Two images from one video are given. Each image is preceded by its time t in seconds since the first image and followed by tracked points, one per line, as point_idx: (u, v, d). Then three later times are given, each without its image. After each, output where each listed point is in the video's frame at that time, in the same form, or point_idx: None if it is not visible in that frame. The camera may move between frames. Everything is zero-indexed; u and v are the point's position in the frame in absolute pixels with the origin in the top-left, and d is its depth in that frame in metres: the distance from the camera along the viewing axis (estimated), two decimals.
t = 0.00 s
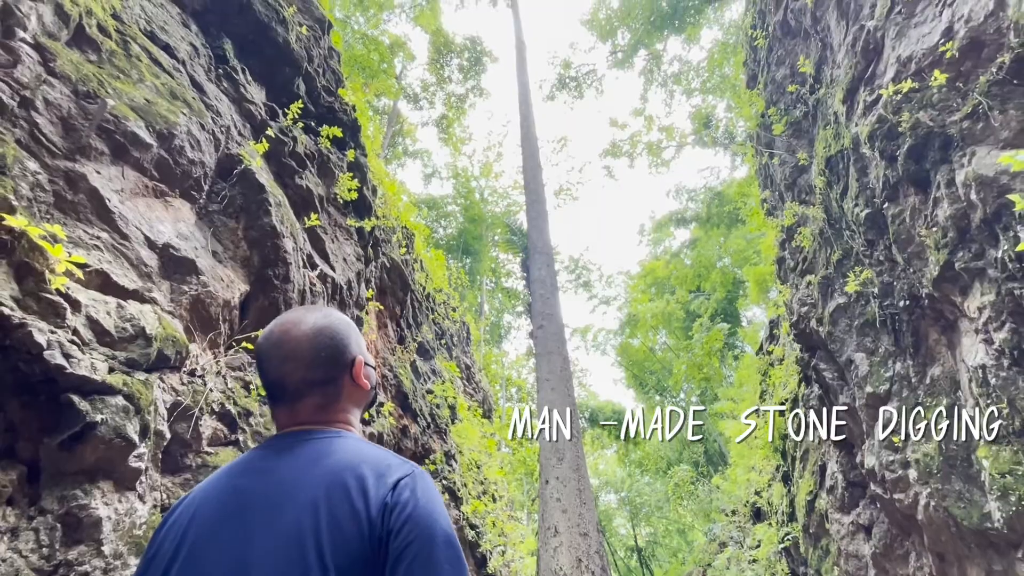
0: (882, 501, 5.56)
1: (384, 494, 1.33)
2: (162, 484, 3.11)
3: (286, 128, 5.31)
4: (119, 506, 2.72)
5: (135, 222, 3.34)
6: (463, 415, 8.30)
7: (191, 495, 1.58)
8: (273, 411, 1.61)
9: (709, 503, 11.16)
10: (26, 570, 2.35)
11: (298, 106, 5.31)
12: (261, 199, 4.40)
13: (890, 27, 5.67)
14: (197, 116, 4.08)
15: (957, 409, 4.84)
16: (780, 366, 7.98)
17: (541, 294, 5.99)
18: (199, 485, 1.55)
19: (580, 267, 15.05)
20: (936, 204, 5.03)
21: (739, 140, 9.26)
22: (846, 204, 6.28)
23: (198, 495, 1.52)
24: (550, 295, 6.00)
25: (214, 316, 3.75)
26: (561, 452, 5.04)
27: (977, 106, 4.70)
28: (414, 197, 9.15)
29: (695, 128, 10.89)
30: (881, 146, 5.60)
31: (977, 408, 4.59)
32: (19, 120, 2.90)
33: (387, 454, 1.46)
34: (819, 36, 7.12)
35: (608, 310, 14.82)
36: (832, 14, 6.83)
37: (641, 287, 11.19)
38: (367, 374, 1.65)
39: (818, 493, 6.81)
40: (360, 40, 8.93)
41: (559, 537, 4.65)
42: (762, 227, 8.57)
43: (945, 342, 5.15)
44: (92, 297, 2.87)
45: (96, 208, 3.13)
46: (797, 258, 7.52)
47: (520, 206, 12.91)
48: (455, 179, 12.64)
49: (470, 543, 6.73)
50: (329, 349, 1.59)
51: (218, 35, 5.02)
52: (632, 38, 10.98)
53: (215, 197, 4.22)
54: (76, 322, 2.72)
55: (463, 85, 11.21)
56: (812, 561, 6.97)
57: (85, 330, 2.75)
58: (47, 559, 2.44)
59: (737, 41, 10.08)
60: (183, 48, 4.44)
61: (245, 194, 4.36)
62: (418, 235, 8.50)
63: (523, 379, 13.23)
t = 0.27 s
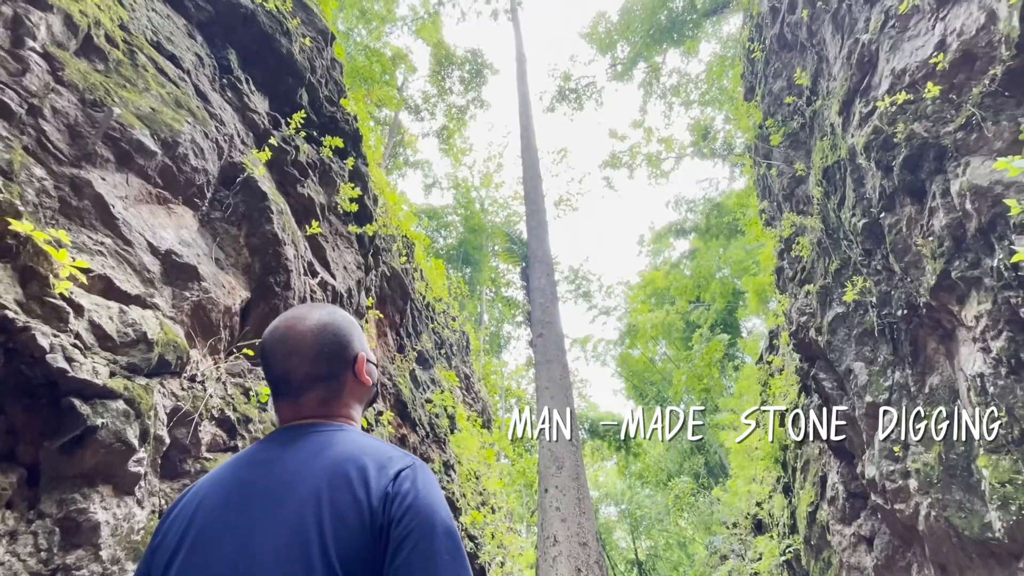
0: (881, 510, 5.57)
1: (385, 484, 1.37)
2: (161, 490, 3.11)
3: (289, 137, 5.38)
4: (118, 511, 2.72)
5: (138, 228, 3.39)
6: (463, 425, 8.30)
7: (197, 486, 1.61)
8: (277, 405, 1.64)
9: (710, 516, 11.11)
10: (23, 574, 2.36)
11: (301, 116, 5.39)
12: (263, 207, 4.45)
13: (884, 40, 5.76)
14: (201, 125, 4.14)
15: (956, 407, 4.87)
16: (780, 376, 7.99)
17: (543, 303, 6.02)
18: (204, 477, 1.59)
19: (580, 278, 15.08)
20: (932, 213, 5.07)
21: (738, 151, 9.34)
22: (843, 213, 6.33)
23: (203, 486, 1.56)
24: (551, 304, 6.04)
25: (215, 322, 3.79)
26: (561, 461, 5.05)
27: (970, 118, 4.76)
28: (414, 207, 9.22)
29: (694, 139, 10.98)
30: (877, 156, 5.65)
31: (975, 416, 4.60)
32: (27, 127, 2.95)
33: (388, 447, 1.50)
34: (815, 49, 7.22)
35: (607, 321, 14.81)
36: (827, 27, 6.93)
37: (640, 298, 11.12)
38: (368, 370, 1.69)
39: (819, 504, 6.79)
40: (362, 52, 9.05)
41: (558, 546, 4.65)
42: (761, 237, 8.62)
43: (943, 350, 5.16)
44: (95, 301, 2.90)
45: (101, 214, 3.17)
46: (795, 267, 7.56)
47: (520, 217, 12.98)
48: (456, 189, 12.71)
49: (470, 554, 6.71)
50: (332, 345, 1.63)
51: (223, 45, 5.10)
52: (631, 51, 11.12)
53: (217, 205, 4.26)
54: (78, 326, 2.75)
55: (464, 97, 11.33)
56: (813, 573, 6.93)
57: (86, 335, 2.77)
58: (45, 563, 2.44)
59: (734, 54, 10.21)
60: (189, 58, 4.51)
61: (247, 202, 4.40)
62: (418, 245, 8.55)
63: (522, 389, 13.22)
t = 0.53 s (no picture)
0: (883, 521, 5.54)
1: (384, 482, 1.39)
2: (159, 497, 3.12)
3: (291, 147, 5.44)
4: (116, 518, 2.73)
5: (140, 235, 3.42)
6: (463, 434, 8.29)
7: (197, 486, 1.63)
8: (278, 406, 1.67)
9: (711, 527, 11.03)
10: None
11: (304, 126, 5.46)
12: (264, 215, 4.47)
13: (879, 51, 5.83)
14: (204, 133, 4.19)
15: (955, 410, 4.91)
16: (780, 386, 7.99)
17: (544, 311, 6.04)
18: (205, 476, 1.61)
19: (580, 288, 15.11)
20: (929, 223, 5.10)
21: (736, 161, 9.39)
22: (841, 222, 6.36)
23: (203, 485, 1.58)
24: (551, 313, 6.04)
25: (216, 328, 3.81)
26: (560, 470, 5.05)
27: (966, 128, 4.78)
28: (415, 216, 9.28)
29: (693, 150, 11.04)
30: (874, 165, 5.69)
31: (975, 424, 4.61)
32: (33, 135, 2.99)
33: (387, 447, 1.52)
34: (812, 61, 7.28)
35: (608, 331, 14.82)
36: (824, 39, 6.99)
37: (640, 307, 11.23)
38: (368, 372, 1.72)
39: (821, 515, 6.75)
40: (364, 63, 9.15)
41: (557, 555, 4.65)
42: (760, 246, 8.64)
43: (942, 359, 5.16)
44: (97, 307, 2.93)
45: (104, 221, 3.21)
46: (795, 276, 7.59)
47: (520, 226, 13.02)
48: (456, 199, 12.77)
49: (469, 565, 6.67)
50: (334, 346, 1.66)
51: (226, 55, 5.16)
52: (631, 63, 11.20)
53: (219, 213, 4.30)
54: (80, 332, 2.77)
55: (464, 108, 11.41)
56: None
57: (88, 340, 2.79)
58: (42, 570, 2.45)
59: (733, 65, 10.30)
60: (193, 68, 4.57)
61: (249, 209, 4.44)
62: (418, 254, 8.58)
63: (522, 399, 13.20)
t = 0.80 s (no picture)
0: (884, 529, 5.61)
1: (386, 482, 1.44)
2: (158, 503, 3.13)
3: (292, 155, 5.49)
4: (115, 525, 2.74)
5: (143, 241, 3.45)
6: (463, 443, 8.28)
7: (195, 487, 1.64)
8: (280, 409, 1.68)
9: (713, 537, 10.96)
10: None
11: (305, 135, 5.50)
12: (266, 222, 4.54)
13: (876, 61, 5.88)
14: (206, 141, 4.23)
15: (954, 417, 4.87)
16: (781, 394, 7.99)
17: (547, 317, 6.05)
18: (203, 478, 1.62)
19: (581, 296, 15.12)
20: (926, 231, 5.11)
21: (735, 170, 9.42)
22: (840, 230, 6.38)
23: (202, 486, 1.59)
24: (552, 322, 6.05)
25: (216, 333, 3.85)
26: (560, 478, 5.05)
27: (962, 136, 4.79)
28: (416, 224, 9.34)
29: (693, 159, 11.09)
30: (874, 173, 5.72)
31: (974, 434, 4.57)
32: (38, 143, 3.01)
33: (387, 448, 1.56)
34: (810, 70, 7.33)
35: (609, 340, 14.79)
36: (824, 49, 7.04)
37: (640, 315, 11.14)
38: (370, 375, 1.74)
39: (823, 524, 6.72)
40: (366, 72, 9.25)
41: (557, 564, 4.63)
42: (760, 254, 8.67)
43: (943, 366, 5.10)
44: (99, 314, 2.94)
45: (106, 228, 3.23)
46: (795, 283, 7.59)
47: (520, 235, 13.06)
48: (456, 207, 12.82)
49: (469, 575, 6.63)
50: (335, 350, 1.67)
51: (229, 64, 5.19)
52: (630, 72, 11.29)
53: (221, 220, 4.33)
54: (81, 337, 2.77)
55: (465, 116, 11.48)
56: None
57: (89, 346, 2.80)
58: None
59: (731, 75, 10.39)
60: (196, 78, 4.61)
61: (251, 217, 4.48)
62: (418, 262, 8.60)
63: (522, 408, 13.19)
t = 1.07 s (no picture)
0: (887, 536, 5.51)
1: (389, 481, 1.90)
2: (160, 508, 3.10)
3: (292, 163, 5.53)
4: (116, 530, 2.74)
5: (149, 244, 3.51)
6: (463, 450, 8.26)
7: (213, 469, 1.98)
8: (287, 406, 1.99)
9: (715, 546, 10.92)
10: None
11: (305, 142, 5.54)
12: (267, 227, 4.61)
13: (875, 69, 5.93)
14: (208, 147, 4.27)
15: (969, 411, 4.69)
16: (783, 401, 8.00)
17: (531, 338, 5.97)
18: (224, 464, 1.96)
19: (581, 304, 15.10)
20: (924, 238, 5.12)
21: (734, 178, 9.42)
22: (840, 236, 6.39)
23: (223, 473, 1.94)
24: (544, 336, 6.04)
25: (218, 337, 3.88)
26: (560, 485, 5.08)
27: (960, 142, 4.78)
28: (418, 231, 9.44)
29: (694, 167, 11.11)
30: (874, 179, 5.73)
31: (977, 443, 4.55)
32: (43, 149, 3.00)
33: (385, 448, 1.98)
34: (809, 78, 7.35)
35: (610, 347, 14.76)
36: (826, 56, 7.07)
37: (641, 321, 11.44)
38: (370, 376, 2.08)
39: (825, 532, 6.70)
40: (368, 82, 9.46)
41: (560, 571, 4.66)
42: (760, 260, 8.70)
43: (946, 372, 5.03)
44: (102, 319, 2.95)
45: (109, 233, 3.24)
46: (791, 291, 7.57)
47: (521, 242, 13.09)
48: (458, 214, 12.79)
49: None
50: (338, 357, 2.00)
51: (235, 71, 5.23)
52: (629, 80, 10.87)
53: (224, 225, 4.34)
54: (88, 335, 2.82)
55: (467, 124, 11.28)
56: None
57: (96, 346, 2.85)
58: None
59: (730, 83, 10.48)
60: (200, 85, 4.63)
61: (253, 222, 4.52)
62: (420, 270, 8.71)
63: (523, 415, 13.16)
